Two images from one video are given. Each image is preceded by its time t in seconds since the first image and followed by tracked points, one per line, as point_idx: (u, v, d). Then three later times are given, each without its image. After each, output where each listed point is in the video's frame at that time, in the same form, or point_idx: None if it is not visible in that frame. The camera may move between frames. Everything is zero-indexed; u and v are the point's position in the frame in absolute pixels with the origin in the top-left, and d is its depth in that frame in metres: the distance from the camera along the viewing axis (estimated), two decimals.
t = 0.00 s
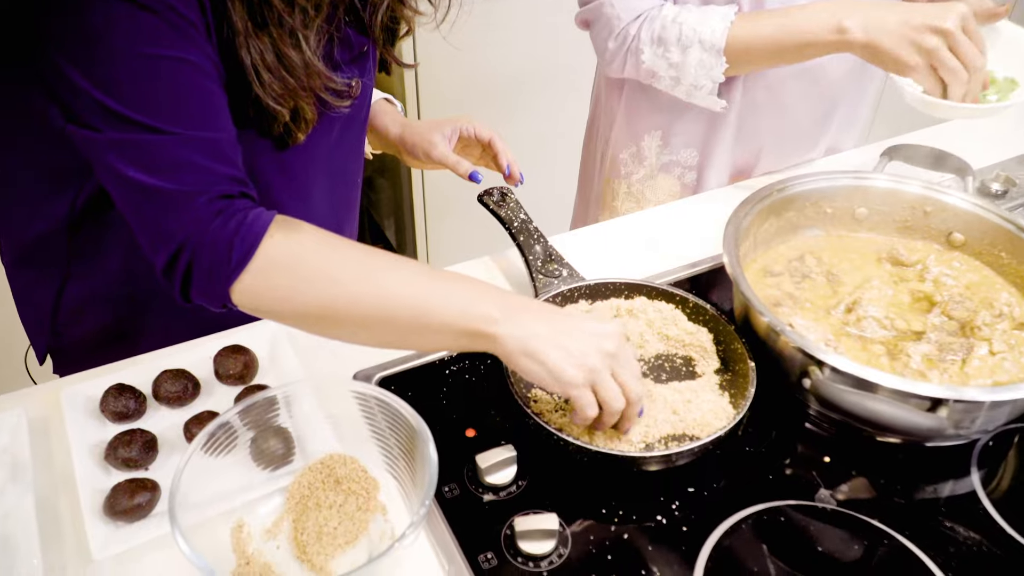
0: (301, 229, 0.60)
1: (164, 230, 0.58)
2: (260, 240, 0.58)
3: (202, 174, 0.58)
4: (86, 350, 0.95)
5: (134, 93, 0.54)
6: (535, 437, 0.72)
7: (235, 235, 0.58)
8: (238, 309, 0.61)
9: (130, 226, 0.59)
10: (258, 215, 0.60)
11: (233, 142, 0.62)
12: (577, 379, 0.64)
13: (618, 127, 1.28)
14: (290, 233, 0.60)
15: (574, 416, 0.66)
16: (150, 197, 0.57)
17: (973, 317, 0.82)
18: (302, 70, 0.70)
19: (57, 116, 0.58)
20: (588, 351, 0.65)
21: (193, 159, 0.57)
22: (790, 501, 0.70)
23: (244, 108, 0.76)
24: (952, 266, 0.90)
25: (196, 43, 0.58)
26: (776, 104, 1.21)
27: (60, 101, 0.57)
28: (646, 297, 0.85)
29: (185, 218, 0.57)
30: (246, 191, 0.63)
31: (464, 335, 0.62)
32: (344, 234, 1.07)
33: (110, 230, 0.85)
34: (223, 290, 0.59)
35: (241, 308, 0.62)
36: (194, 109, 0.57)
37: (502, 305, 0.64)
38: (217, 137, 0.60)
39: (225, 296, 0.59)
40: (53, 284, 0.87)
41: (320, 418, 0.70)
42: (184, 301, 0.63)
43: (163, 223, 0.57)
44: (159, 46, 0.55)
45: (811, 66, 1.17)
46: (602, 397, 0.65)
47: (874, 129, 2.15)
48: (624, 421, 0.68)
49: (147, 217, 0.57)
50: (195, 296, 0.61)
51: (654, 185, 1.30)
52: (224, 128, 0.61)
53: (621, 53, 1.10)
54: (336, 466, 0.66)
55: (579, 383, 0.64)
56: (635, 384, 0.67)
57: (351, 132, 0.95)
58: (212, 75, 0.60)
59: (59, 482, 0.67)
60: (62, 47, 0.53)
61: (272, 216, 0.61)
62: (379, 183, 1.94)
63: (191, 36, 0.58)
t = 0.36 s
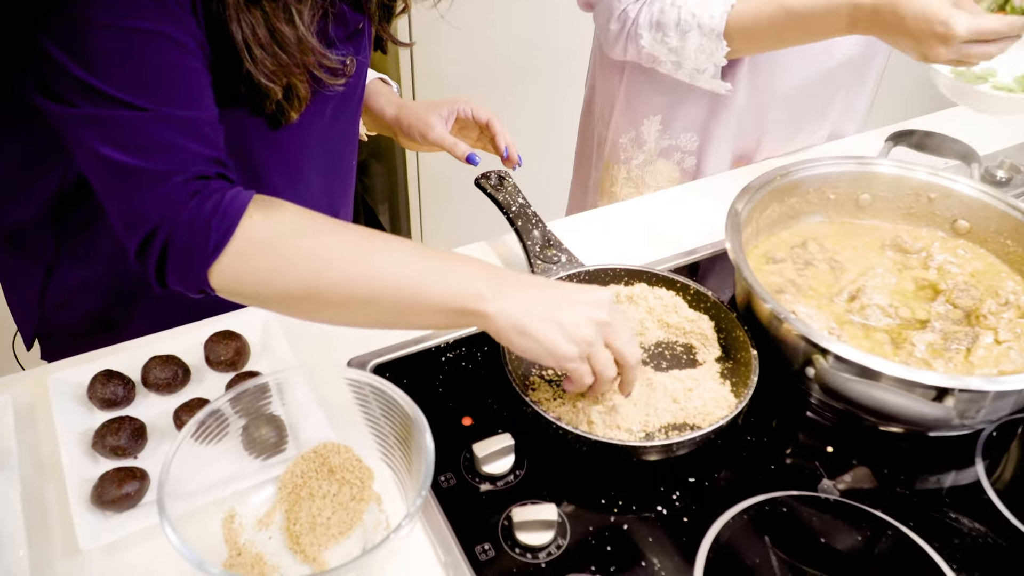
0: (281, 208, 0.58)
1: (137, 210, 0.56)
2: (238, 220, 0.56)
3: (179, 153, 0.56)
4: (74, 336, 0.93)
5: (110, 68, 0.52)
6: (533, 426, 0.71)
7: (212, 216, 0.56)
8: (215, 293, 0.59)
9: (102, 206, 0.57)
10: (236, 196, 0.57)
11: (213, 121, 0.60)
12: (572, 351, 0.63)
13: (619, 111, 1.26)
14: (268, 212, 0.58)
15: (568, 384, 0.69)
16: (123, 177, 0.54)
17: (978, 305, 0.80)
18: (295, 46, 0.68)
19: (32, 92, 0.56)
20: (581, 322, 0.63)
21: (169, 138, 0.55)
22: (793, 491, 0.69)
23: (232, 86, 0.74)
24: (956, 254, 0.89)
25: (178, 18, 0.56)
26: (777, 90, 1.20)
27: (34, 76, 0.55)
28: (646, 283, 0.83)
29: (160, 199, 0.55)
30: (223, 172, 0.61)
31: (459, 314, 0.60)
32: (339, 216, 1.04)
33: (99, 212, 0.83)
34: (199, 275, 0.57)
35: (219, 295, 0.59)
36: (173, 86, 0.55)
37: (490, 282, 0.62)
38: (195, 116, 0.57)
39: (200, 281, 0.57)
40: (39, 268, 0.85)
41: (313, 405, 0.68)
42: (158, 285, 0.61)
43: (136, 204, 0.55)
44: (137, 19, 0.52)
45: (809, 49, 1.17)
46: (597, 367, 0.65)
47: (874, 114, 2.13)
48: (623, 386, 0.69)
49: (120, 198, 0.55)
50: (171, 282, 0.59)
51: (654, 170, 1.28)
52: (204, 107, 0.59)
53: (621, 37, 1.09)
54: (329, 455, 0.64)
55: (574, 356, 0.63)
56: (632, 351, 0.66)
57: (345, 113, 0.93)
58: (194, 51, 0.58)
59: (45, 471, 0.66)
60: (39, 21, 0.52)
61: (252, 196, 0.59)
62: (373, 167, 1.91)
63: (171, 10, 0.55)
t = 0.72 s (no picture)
0: (280, 198, 0.57)
1: (135, 197, 0.55)
2: (237, 209, 0.55)
3: (176, 138, 0.55)
4: (66, 325, 0.93)
5: (103, 53, 0.52)
6: (528, 413, 0.70)
7: (211, 203, 0.55)
8: (215, 282, 0.58)
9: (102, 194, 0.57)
10: (237, 182, 0.57)
11: (209, 105, 0.59)
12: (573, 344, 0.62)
13: (623, 95, 1.25)
14: (269, 202, 0.56)
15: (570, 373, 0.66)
16: (121, 163, 0.54)
17: (975, 288, 0.80)
18: (286, 30, 0.67)
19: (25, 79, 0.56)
20: (583, 315, 0.63)
21: (164, 123, 0.55)
22: (789, 476, 0.69)
23: (224, 72, 0.73)
24: (954, 236, 0.88)
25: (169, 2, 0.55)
26: (783, 73, 1.18)
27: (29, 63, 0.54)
28: (641, 268, 0.83)
29: (156, 185, 0.54)
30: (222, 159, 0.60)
31: (456, 309, 0.59)
32: (332, 203, 1.04)
33: (89, 201, 0.82)
34: (198, 262, 0.56)
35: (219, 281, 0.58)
36: (166, 71, 0.54)
37: (491, 280, 0.61)
38: (189, 102, 0.56)
39: (200, 268, 0.56)
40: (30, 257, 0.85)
41: (308, 393, 0.68)
42: (160, 272, 0.60)
43: (133, 191, 0.55)
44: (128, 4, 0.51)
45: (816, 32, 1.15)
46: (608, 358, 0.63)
47: (872, 95, 2.12)
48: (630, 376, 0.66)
49: (117, 185, 0.55)
50: (171, 269, 0.58)
51: (660, 156, 1.29)
52: (199, 92, 0.58)
53: (646, 30, 1.07)
54: (324, 443, 0.64)
55: (577, 347, 0.62)
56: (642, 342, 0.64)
57: (339, 98, 0.92)
58: (187, 35, 0.57)
59: (39, 461, 0.65)
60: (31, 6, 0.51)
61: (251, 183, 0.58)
62: (367, 154, 1.90)
63: None
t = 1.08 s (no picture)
0: (290, 190, 0.57)
1: (147, 188, 0.55)
2: (248, 200, 0.55)
3: (186, 129, 0.56)
4: (66, 323, 0.93)
5: (112, 45, 0.52)
6: (527, 409, 0.71)
7: (222, 194, 0.55)
8: (225, 275, 0.58)
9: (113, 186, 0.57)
10: (246, 173, 0.57)
11: (218, 97, 0.60)
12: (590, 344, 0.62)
13: (623, 88, 1.28)
14: (279, 194, 0.56)
15: (594, 388, 0.67)
16: (133, 154, 0.54)
17: (971, 283, 0.81)
18: (291, 27, 0.67)
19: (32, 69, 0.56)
20: (599, 316, 0.63)
21: (174, 114, 0.55)
22: (786, 471, 0.69)
23: (229, 72, 0.73)
24: (949, 232, 0.89)
25: None
26: (779, 67, 1.18)
27: (40, 58, 0.55)
28: (639, 265, 0.83)
29: (168, 177, 0.55)
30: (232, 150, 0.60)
31: (458, 300, 0.59)
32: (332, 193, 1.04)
33: (89, 200, 0.82)
34: (209, 253, 0.56)
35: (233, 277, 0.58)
36: (176, 62, 0.55)
37: (506, 274, 0.62)
38: (198, 93, 0.57)
39: (211, 260, 0.56)
40: (31, 255, 0.85)
41: (308, 390, 0.68)
42: (170, 265, 0.60)
43: (145, 183, 0.55)
44: None
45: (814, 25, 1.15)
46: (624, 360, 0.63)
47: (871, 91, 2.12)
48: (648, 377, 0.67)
49: (129, 178, 0.55)
50: (182, 261, 0.58)
51: (660, 147, 1.30)
52: (208, 84, 0.58)
53: (636, 18, 1.10)
54: (324, 439, 0.65)
55: (596, 349, 0.62)
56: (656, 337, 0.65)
57: (340, 93, 0.92)
58: (194, 27, 0.58)
59: (41, 458, 0.66)
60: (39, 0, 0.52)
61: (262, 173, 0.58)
62: (364, 152, 1.90)
63: None
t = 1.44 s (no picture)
0: (302, 201, 0.58)
1: (158, 195, 0.56)
2: (258, 210, 0.55)
3: (197, 137, 0.56)
4: (71, 327, 0.93)
5: (126, 54, 0.52)
6: (529, 412, 0.71)
7: (233, 203, 0.55)
8: (233, 281, 0.58)
9: (124, 191, 0.58)
10: (258, 182, 0.57)
11: (227, 104, 0.60)
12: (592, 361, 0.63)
13: (621, 84, 1.30)
14: (290, 204, 0.57)
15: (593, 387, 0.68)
16: (144, 162, 0.55)
17: (970, 286, 0.81)
18: (296, 36, 0.68)
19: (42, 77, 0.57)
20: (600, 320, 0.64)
21: (185, 122, 0.55)
22: (786, 473, 0.69)
23: (235, 78, 0.74)
24: (949, 235, 0.89)
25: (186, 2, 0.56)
26: (775, 71, 1.20)
27: (50, 65, 0.55)
28: (640, 269, 0.83)
29: (179, 185, 0.55)
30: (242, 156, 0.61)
31: (453, 318, 0.60)
32: (335, 202, 1.05)
33: (93, 204, 0.83)
34: (219, 261, 0.56)
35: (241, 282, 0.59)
36: (188, 71, 0.55)
37: (513, 297, 0.62)
38: (207, 101, 0.57)
39: (221, 267, 0.57)
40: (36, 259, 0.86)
41: (311, 393, 0.68)
42: (179, 270, 0.61)
43: (157, 190, 0.56)
44: (149, 6, 0.53)
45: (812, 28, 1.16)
46: (626, 369, 0.65)
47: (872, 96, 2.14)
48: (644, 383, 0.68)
49: (140, 185, 0.56)
50: (192, 267, 0.59)
51: (655, 143, 1.30)
52: (218, 92, 0.58)
53: (621, 10, 1.14)
54: (327, 442, 0.65)
55: (598, 365, 0.64)
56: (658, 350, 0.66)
57: (344, 99, 0.93)
58: (203, 35, 0.58)
59: (46, 461, 0.66)
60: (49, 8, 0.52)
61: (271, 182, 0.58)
62: (365, 156, 1.91)
63: None
